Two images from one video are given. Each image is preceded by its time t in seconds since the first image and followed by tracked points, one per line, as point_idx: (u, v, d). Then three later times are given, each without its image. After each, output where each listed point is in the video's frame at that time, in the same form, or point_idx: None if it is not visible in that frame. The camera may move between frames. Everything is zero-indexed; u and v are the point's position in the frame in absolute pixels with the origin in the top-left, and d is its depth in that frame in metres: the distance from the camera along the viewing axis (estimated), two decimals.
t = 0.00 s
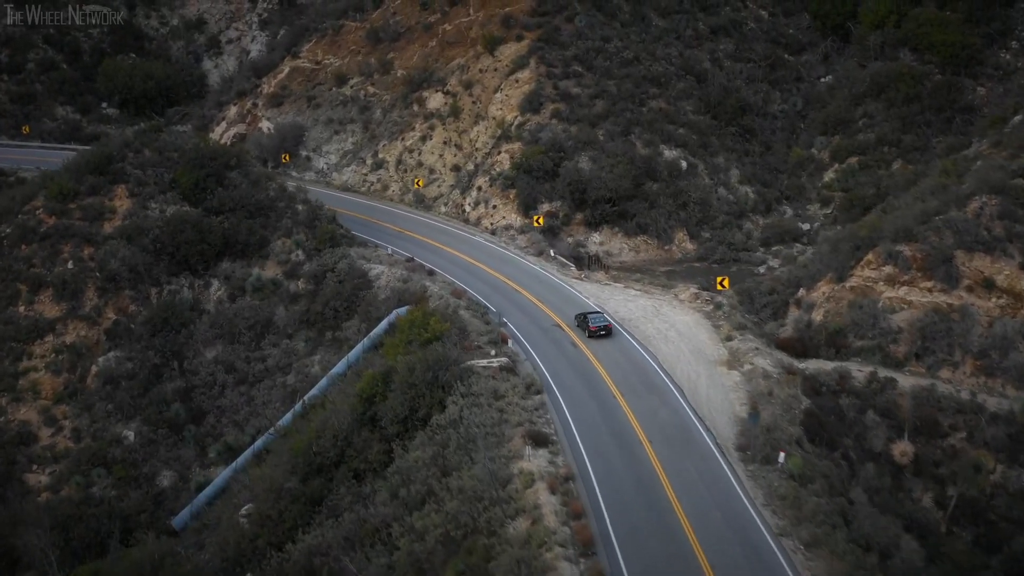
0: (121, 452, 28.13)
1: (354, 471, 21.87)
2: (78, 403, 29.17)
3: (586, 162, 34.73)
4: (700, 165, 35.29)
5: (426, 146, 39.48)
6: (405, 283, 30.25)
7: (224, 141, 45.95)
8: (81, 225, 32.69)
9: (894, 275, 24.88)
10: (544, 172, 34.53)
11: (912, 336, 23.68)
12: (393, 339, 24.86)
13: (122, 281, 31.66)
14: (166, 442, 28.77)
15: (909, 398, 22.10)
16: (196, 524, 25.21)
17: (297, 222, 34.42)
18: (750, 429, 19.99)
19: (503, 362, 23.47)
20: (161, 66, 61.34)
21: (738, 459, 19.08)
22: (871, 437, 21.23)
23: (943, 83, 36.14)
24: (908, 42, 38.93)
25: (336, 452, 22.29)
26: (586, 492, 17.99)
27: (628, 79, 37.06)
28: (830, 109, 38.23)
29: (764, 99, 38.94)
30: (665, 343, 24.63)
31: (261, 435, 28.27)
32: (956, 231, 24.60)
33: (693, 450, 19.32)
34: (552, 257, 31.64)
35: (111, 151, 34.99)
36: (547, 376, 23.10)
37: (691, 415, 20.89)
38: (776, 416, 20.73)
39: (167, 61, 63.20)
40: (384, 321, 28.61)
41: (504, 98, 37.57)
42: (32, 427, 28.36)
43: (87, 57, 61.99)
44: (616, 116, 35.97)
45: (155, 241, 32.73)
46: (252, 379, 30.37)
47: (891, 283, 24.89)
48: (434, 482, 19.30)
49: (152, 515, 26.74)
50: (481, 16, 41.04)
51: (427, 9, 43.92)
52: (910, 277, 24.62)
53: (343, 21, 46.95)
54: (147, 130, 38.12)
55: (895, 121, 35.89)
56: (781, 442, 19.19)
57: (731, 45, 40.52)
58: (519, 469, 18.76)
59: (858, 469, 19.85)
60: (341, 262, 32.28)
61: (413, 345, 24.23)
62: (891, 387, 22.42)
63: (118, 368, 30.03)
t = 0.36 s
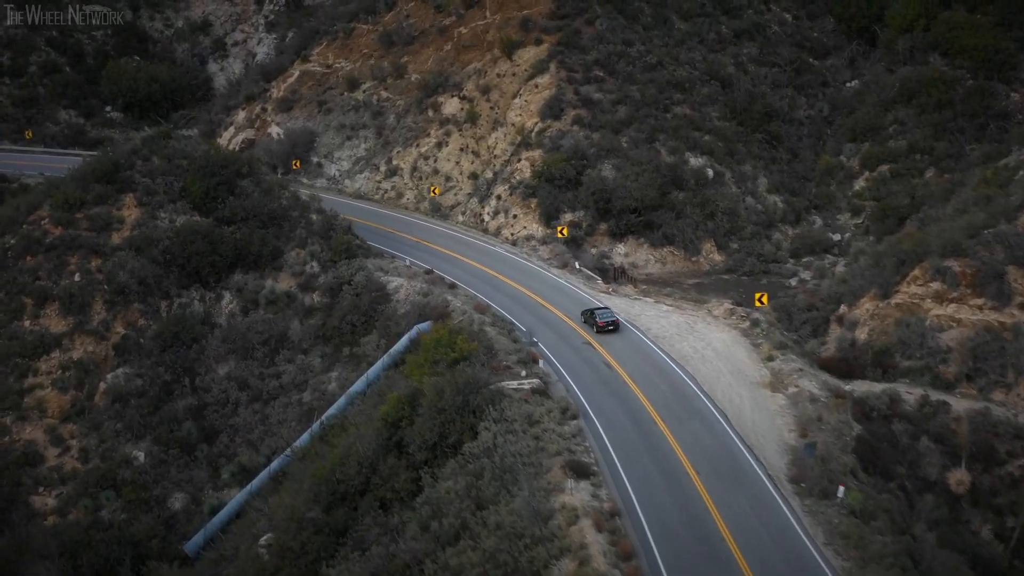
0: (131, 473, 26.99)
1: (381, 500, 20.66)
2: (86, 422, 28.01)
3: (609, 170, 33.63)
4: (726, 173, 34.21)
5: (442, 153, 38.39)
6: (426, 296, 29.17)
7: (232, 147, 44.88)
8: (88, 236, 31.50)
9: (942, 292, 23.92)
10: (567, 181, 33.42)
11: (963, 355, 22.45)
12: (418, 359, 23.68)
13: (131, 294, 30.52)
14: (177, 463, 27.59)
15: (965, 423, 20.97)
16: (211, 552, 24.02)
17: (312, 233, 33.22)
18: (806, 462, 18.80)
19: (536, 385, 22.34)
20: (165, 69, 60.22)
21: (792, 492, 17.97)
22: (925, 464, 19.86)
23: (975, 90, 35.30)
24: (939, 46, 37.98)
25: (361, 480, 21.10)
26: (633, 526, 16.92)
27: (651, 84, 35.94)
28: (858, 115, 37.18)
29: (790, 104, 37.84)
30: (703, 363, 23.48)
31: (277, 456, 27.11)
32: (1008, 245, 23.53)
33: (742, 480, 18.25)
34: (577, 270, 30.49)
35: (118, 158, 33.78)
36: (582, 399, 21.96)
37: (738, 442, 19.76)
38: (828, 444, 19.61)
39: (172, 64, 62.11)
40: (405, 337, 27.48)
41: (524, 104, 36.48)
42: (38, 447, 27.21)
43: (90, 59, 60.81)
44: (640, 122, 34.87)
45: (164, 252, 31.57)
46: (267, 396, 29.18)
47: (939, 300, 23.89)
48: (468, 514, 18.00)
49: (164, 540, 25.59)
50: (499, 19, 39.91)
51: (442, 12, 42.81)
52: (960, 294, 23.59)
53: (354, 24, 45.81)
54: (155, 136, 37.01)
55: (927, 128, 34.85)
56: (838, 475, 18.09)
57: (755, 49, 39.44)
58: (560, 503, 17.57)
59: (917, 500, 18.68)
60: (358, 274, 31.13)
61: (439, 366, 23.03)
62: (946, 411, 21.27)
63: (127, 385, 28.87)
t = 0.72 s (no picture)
0: (147, 497, 25.80)
1: (417, 533, 19.39)
2: (99, 443, 26.82)
3: (640, 178, 32.48)
4: (760, 182, 33.06)
5: (463, 160, 37.20)
6: (454, 311, 28.02)
7: (244, 152, 43.70)
8: (100, 247, 30.28)
9: (1004, 310, 22.25)
10: (596, 190, 32.24)
11: None
12: (452, 381, 22.44)
13: (145, 308, 29.29)
14: (195, 486, 26.38)
15: None
16: None
17: (332, 243, 31.98)
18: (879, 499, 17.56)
19: (579, 409, 21.13)
20: (173, 71, 59.03)
21: (865, 531, 16.76)
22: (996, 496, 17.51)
23: (1016, 95, 34.02)
24: (977, 51, 36.96)
25: (396, 512, 19.83)
26: (699, 569, 15.73)
27: (681, 89, 34.73)
28: (894, 121, 36.04)
29: (822, 110, 36.69)
30: (753, 386, 22.29)
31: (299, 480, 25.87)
32: None
33: (810, 516, 17.08)
34: (610, 284, 29.29)
35: (131, 167, 32.56)
36: (628, 425, 20.76)
37: (800, 474, 18.56)
38: (896, 476, 18.41)
39: (180, 66, 60.94)
40: (433, 355, 26.31)
41: (549, 109, 35.30)
42: (50, 470, 26.04)
43: (96, 61, 59.62)
44: (670, 129, 33.67)
45: (179, 265, 30.36)
46: (287, 416, 27.95)
47: (1000, 319, 22.25)
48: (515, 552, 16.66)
49: (182, 568, 24.41)
50: (521, 21, 38.68)
51: (461, 13, 41.55)
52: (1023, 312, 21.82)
53: (370, 26, 44.55)
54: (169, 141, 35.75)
55: (966, 135, 33.70)
56: (915, 514, 16.85)
57: (785, 53, 38.28)
58: (618, 543, 16.31)
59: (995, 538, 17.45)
60: (381, 287, 29.91)
61: (476, 388, 21.78)
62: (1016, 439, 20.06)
63: (141, 404, 27.66)
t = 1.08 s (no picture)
0: (168, 521, 24.59)
1: (464, 569, 18.15)
2: (117, 464, 25.62)
3: (675, 186, 31.32)
4: (800, 190, 31.91)
5: (487, 166, 36.02)
6: (487, 326, 26.86)
7: (259, 157, 42.53)
8: (116, 258, 29.07)
9: None
10: (631, 199, 31.09)
11: None
12: (494, 404, 21.29)
13: (163, 322, 28.07)
14: (217, 509, 25.14)
15: None
16: None
17: (357, 254, 30.77)
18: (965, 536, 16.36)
19: (631, 435, 20.00)
20: (182, 73, 57.88)
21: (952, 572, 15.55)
22: None
23: None
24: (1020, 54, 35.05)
25: (441, 546, 18.58)
26: None
27: (716, 94, 33.59)
28: (934, 127, 34.87)
29: (858, 114, 35.54)
30: (813, 410, 21.12)
31: (327, 503, 24.62)
32: None
33: (890, 554, 15.91)
34: (649, 297, 28.09)
35: (147, 174, 31.26)
36: (684, 453, 19.60)
37: (875, 508, 17.38)
38: (979, 510, 17.16)
39: (189, 68, 59.77)
40: (467, 372, 25.13)
41: (578, 114, 34.13)
42: (66, 492, 24.87)
43: (104, 63, 58.47)
44: (705, 134, 32.52)
45: (199, 276, 29.14)
46: (313, 435, 26.71)
47: None
48: None
49: None
50: (546, 23, 37.48)
51: (483, 15, 40.37)
52: None
53: (388, 27, 43.36)
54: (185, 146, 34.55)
55: (1013, 141, 32.06)
56: (1009, 556, 15.59)
57: (819, 55, 37.14)
58: None
59: None
60: (409, 300, 28.72)
61: (521, 412, 20.57)
62: None
63: (161, 423, 26.45)
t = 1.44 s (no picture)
0: (194, 546, 23.43)
1: None
2: (139, 485, 24.46)
3: (715, 193, 30.20)
4: (843, 198, 30.80)
5: (516, 172, 34.89)
6: (526, 341, 25.72)
7: (276, 161, 41.39)
8: (136, 268, 27.89)
9: None
10: (670, 207, 29.94)
11: None
12: (544, 427, 20.17)
13: (186, 336, 26.90)
14: (245, 534, 23.96)
15: None
16: None
17: (386, 263, 29.59)
18: None
19: (693, 462, 18.87)
20: (193, 75, 56.75)
21: None
22: None
23: None
24: None
25: None
26: None
27: (755, 98, 32.47)
28: (979, 132, 33.68)
29: (899, 118, 34.41)
30: (882, 435, 20.00)
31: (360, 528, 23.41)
32: None
33: None
34: (694, 310, 26.94)
35: (167, 181, 30.06)
36: (749, 481, 18.48)
37: (962, 542, 16.26)
38: None
39: (200, 70, 58.63)
40: (507, 390, 24.01)
41: (612, 118, 32.98)
42: (86, 515, 23.74)
43: (113, 65, 57.30)
44: (744, 140, 31.38)
45: (222, 288, 27.98)
46: (344, 454, 25.52)
47: None
48: None
49: None
50: (575, 24, 36.34)
51: (509, 15, 39.24)
52: None
53: (409, 28, 42.20)
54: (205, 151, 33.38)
55: None
56: None
57: (857, 58, 36.02)
58: None
59: None
60: (442, 312, 27.56)
61: (575, 437, 19.44)
62: None
63: (185, 442, 25.29)
